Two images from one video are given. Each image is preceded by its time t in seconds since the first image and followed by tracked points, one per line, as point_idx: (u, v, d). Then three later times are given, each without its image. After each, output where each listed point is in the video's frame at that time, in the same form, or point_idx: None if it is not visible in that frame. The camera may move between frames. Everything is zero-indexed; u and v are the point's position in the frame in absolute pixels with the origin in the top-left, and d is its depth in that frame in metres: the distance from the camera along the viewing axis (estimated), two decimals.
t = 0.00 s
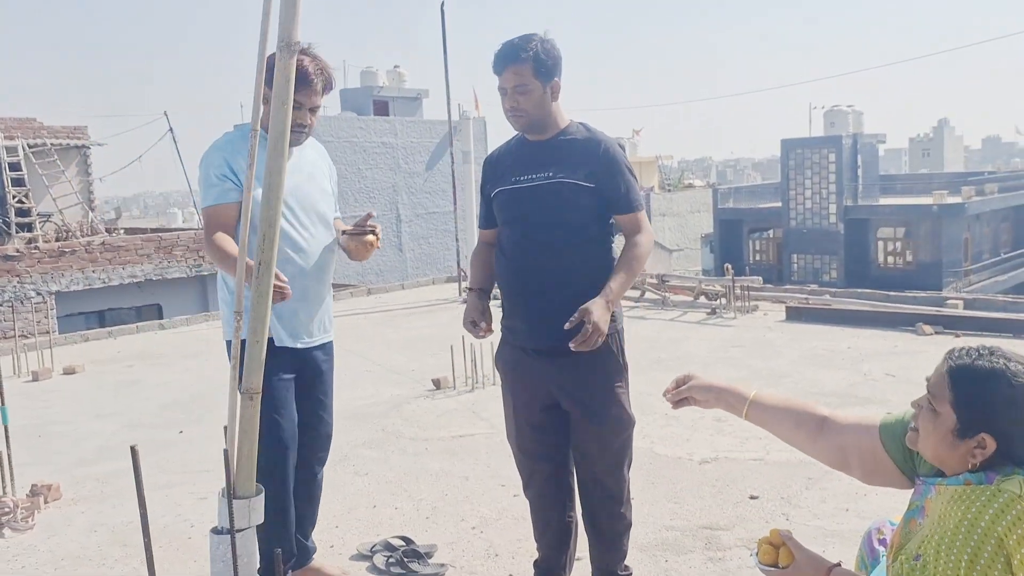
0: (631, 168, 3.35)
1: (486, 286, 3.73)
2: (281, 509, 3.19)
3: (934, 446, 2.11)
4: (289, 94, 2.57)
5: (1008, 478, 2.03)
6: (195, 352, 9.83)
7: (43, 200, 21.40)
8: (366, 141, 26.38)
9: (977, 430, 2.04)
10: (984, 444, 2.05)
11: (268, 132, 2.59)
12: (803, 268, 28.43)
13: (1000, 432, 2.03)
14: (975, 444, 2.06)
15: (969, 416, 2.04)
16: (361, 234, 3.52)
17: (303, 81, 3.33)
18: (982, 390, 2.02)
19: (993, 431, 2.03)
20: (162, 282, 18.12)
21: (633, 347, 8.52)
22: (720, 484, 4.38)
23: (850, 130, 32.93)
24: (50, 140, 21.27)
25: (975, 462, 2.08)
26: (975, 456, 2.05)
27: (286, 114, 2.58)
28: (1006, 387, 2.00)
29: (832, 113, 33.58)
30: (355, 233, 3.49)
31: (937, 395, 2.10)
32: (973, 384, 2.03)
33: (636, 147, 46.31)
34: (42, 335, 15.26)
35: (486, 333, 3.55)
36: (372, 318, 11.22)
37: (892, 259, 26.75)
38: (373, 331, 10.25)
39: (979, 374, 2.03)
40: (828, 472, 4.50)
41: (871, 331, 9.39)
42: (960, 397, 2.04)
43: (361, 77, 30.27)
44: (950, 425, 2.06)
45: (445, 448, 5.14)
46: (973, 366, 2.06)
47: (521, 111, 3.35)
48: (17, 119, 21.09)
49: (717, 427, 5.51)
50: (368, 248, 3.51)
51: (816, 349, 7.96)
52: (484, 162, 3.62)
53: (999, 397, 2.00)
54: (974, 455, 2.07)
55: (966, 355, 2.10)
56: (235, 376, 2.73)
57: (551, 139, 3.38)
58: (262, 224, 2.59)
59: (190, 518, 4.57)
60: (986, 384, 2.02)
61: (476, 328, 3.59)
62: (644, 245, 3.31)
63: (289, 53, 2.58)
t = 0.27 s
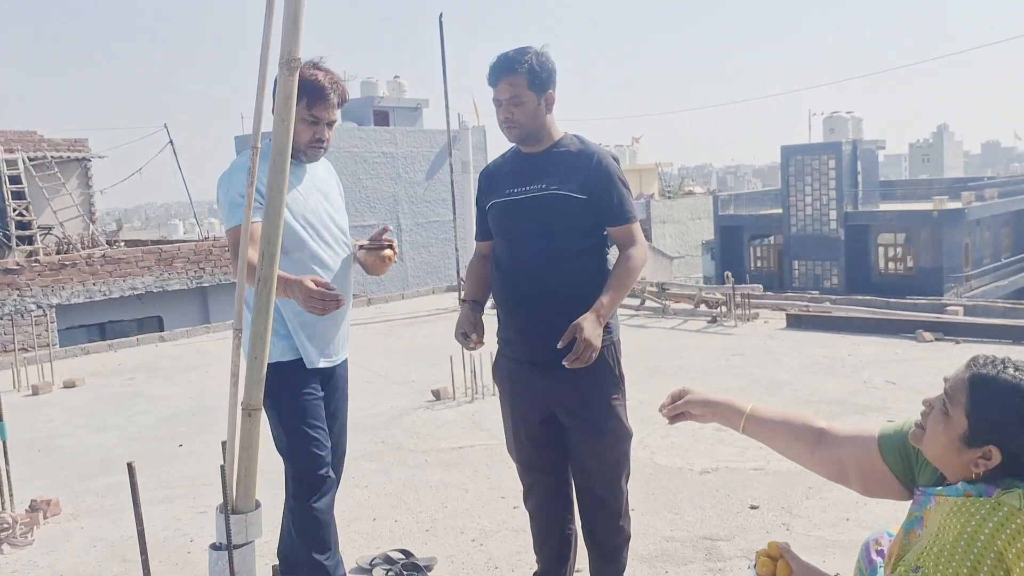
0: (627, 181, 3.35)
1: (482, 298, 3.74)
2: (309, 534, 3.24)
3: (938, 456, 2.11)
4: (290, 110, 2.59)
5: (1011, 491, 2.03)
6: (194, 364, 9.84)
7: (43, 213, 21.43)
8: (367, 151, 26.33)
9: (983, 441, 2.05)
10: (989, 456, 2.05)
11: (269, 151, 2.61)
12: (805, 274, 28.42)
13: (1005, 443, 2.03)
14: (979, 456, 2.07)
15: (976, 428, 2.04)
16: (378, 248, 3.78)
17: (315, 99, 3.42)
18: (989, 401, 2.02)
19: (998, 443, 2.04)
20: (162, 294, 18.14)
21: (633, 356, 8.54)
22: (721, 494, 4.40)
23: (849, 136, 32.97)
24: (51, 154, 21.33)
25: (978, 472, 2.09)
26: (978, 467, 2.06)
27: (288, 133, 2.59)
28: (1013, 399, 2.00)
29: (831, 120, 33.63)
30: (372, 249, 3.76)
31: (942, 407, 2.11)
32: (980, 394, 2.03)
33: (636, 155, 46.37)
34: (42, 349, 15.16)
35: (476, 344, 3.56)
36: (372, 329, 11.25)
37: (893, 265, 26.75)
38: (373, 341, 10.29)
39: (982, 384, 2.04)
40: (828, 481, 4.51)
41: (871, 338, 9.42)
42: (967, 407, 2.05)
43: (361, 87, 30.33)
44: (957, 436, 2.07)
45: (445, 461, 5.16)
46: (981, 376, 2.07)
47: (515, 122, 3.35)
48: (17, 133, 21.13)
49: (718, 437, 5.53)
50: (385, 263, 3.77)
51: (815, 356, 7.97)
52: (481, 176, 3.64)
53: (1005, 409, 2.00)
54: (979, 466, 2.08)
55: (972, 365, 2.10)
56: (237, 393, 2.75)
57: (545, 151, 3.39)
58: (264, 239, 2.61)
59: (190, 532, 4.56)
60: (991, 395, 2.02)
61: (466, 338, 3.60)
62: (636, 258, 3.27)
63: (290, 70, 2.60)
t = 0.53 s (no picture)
0: (620, 184, 3.36)
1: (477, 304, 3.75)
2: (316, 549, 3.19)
3: (933, 459, 2.11)
4: (282, 116, 2.59)
5: (1007, 494, 2.04)
6: (192, 369, 9.85)
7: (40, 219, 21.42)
8: (365, 155, 26.20)
9: (976, 444, 2.05)
10: (983, 458, 2.05)
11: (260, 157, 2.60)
12: (802, 275, 28.44)
13: (998, 445, 2.04)
14: (973, 458, 2.07)
15: (969, 431, 2.04)
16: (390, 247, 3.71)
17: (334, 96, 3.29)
18: (982, 403, 2.02)
19: (991, 445, 2.04)
20: (160, 299, 18.15)
21: (630, 357, 8.57)
22: (717, 497, 4.46)
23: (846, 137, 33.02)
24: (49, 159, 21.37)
25: (974, 474, 2.09)
26: (974, 469, 2.06)
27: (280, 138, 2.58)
28: (1006, 401, 2.00)
29: (828, 121, 33.68)
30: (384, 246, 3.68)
31: (936, 409, 2.10)
32: (973, 396, 2.02)
33: (633, 157, 46.41)
34: (40, 355, 15.18)
35: (470, 353, 3.58)
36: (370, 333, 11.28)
37: (891, 265, 26.78)
38: (371, 345, 10.33)
39: (973, 386, 2.04)
40: (824, 483, 4.55)
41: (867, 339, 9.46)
42: (961, 409, 2.05)
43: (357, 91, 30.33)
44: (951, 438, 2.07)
45: (442, 466, 5.22)
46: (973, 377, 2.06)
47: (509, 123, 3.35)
48: (13, 138, 21.10)
49: (714, 439, 5.57)
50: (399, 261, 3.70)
51: (812, 358, 8.00)
52: (473, 178, 3.64)
53: (998, 411, 2.00)
54: (974, 468, 2.07)
55: (965, 367, 2.10)
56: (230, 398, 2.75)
57: (537, 155, 3.40)
58: (255, 245, 2.60)
59: (186, 537, 4.56)
60: (984, 396, 2.02)
61: (460, 347, 3.61)
62: (634, 261, 3.30)
63: (281, 76, 2.59)
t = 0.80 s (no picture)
0: (616, 185, 3.36)
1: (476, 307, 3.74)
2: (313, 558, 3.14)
3: (920, 463, 2.11)
4: (278, 118, 2.60)
5: (995, 495, 2.04)
6: (190, 374, 9.84)
7: (39, 224, 21.42)
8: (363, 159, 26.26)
9: (959, 447, 2.05)
10: (968, 460, 2.05)
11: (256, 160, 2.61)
12: (801, 277, 28.46)
13: (982, 447, 2.04)
14: (959, 460, 2.07)
15: (953, 434, 2.04)
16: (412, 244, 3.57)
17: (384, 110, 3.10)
18: (966, 407, 2.01)
19: (976, 447, 2.04)
20: (159, 303, 18.16)
21: (628, 360, 8.58)
22: (715, 499, 4.47)
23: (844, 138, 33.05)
24: (47, 165, 21.37)
25: (962, 476, 2.09)
26: (960, 472, 2.06)
27: (277, 140, 2.60)
28: (988, 404, 2.00)
29: (826, 122, 33.71)
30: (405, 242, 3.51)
31: (919, 413, 2.10)
32: (954, 401, 2.02)
33: (632, 159, 46.46)
34: (38, 359, 15.23)
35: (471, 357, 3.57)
36: (369, 336, 11.29)
37: (890, 267, 26.78)
38: (370, 349, 10.35)
39: (955, 389, 2.04)
40: (822, 485, 4.56)
41: (866, 341, 9.47)
42: (943, 413, 2.04)
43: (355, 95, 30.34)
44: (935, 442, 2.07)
45: (440, 469, 5.23)
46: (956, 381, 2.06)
47: (515, 127, 3.34)
48: (12, 143, 21.11)
49: (712, 441, 5.59)
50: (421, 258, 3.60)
51: (811, 359, 8.00)
52: (471, 181, 3.68)
53: (981, 412, 2.00)
54: (960, 470, 2.08)
55: (945, 370, 2.09)
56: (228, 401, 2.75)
57: (535, 157, 3.39)
58: (251, 248, 2.61)
59: (184, 542, 4.55)
60: (965, 400, 2.02)
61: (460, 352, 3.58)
62: (633, 262, 3.29)
63: (278, 79, 2.62)
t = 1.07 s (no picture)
0: (617, 187, 3.43)
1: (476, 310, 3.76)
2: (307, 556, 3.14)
3: (898, 462, 2.18)
4: (274, 120, 2.60)
5: (970, 491, 2.09)
6: (188, 377, 9.85)
7: (37, 228, 21.39)
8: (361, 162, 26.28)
9: (933, 447, 2.12)
10: (943, 460, 2.12)
11: (251, 163, 2.62)
12: (800, 278, 28.50)
13: (956, 446, 2.10)
14: (934, 460, 2.13)
15: (928, 433, 2.11)
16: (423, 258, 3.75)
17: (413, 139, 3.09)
18: (939, 408, 2.09)
19: (949, 447, 2.11)
20: (157, 307, 18.15)
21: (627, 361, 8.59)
22: (714, 499, 4.48)
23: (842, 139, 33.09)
24: (45, 170, 21.34)
25: (937, 476, 2.15)
26: (936, 471, 2.12)
27: (271, 142, 2.60)
28: (961, 403, 2.07)
29: (824, 124, 33.76)
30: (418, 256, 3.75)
31: (896, 415, 2.17)
32: (929, 400, 2.09)
33: (630, 161, 46.50)
34: (37, 364, 15.21)
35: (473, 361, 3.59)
36: (368, 339, 11.30)
37: (889, 267, 26.80)
38: (368, 352, 10.35)
39: (929, 390, 2.11)
40: (822, 485, 4.56)
41: (864, 342, 9.49)
42: (918, 414, 2.12)
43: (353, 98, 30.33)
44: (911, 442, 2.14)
45: (439, 472, 5.24)
46: (930, 381, 2.13)
47: (521, 129, 3.35)
48: (9, 147, 21.08)
49: (711, 443, 5.60)
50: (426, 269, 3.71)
51: (809, 359, 8.01)
52: (469, 181, 3.69)
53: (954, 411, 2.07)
54: (937, 469, 2.14)
55: (920, 371, 2.16)
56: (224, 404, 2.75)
57: (535, 159, 3.44)
58: (248, 251, 2.61)
59: (183, 545, 4.55)
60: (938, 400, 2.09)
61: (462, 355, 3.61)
62: (633, 263, 3.38)
63: (273, 81, 2.62)
